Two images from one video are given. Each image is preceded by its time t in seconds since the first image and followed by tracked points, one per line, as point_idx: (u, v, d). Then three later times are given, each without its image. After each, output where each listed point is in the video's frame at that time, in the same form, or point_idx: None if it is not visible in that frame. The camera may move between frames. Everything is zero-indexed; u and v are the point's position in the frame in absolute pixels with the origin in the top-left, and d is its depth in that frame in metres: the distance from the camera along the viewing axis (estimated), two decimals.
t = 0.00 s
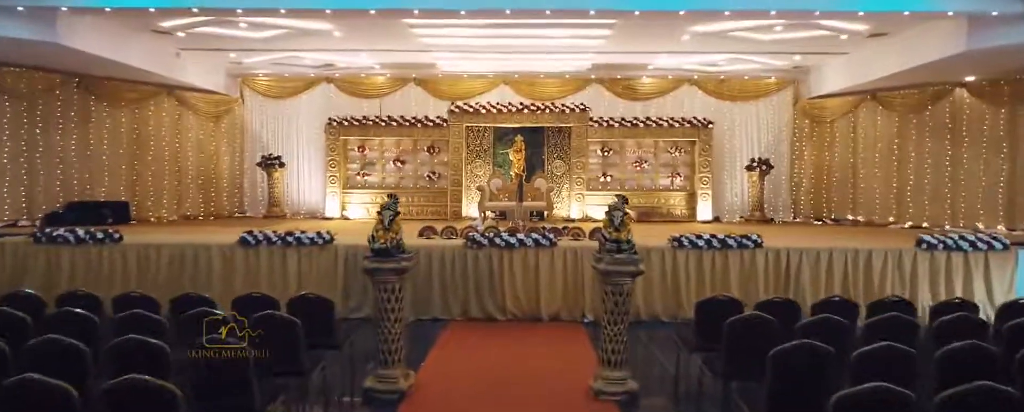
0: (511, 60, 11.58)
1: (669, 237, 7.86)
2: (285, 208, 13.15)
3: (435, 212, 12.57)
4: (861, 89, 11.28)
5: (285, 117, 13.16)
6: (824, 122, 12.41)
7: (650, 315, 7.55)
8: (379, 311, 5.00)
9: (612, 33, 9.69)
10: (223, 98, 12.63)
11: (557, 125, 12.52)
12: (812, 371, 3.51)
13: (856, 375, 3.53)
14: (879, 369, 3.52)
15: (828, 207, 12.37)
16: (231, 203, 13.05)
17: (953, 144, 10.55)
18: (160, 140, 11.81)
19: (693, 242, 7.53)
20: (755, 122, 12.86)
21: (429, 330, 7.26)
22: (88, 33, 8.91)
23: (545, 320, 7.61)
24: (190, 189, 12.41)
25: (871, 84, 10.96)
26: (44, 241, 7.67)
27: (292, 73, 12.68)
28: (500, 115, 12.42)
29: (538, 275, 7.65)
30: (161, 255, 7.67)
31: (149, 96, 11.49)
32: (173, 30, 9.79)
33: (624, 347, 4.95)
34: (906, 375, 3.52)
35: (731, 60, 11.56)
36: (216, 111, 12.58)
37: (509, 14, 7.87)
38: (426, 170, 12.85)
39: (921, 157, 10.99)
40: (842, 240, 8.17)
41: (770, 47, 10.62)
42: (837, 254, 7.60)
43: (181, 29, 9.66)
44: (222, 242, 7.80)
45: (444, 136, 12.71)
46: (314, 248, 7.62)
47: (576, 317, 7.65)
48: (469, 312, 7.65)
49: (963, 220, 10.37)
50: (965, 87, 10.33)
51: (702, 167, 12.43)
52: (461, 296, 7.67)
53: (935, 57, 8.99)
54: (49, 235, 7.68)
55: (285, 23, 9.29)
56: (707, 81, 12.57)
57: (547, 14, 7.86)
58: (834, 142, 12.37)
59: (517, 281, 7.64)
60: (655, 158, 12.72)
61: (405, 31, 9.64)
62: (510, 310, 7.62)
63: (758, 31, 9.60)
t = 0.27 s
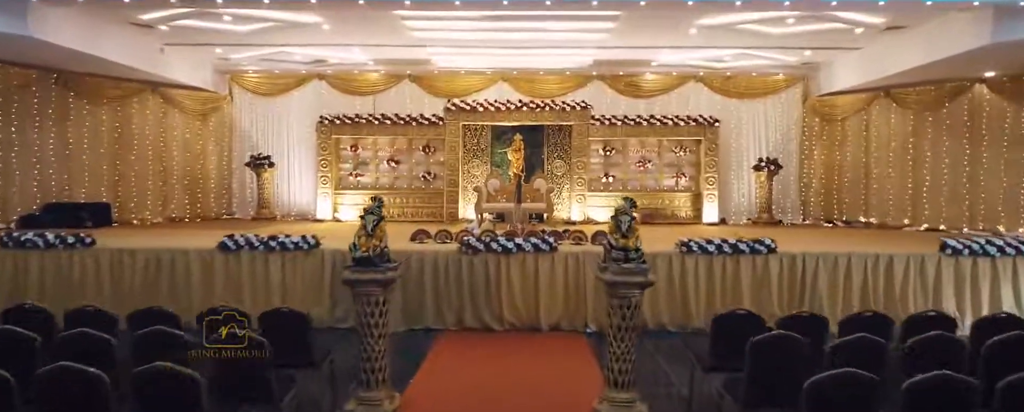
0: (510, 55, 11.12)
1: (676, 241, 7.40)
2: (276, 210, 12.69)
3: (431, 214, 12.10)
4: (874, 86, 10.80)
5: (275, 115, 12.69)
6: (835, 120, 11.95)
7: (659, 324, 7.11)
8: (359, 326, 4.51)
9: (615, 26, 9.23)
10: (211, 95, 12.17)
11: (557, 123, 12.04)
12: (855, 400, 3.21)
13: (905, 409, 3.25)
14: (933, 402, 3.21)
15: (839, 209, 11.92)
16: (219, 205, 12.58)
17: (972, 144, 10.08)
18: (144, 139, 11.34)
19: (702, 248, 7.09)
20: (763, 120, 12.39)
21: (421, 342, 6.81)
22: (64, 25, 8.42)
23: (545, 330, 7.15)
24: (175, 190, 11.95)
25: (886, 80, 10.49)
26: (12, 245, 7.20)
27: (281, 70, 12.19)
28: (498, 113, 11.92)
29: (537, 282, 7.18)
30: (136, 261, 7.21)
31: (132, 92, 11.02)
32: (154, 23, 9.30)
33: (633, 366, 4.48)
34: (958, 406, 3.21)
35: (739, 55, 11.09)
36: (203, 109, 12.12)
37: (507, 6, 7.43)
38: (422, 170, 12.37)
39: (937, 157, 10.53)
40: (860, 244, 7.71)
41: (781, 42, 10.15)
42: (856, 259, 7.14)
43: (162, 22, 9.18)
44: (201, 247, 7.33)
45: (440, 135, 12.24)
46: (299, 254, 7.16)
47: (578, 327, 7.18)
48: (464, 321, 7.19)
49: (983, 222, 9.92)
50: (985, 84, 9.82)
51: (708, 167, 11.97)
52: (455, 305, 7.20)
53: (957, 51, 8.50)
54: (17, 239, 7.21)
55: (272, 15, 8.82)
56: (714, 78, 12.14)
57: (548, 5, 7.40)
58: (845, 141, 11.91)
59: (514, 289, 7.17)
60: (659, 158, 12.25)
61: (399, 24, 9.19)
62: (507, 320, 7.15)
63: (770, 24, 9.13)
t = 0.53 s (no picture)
0: (509, 51, 10.64)
1: (686, 248, 6.91)
2: (265, 212, 12.19)
3: (426, 217, 11.59)
4: (890, 83, 10.30)
5: (264, 114, 12.18)
6: (848, 119, 11.46)
7: (668, 337, 6.61)
8: (337, 348, 4.01)
9: (619, 19, 8.74)
10: (196, 93, 11.66)
11: (557, 122, 11.53)
12: None
13: None
14: None
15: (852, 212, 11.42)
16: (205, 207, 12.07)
17: (994, 144, 9.61)
18: (125, 139, 10.84)
19: (714, 255, 6.57)
20: (772, 119, 11.90)
21: (411, 358, 6.31)
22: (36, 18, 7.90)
23: (545, 344, 6.64)
24: (159, 192, 11.44)
25: (904, 78, 9.99)
26: None
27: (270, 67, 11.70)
28: (496, 111, 11.45)
29: (537, 292, 6.68)
30: (105, 269, 6.71)
31: (111, 91, 10.51)
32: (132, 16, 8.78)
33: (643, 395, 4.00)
34: None
35: (748, 51, 10.60)
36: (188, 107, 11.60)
37: None
38: (416, 171, 11.88)
39: (957, 158, 10.04)
40: (882, 251, 7.22)
41: (793, 37, 9.66)
42: (880, 268, 6.64)
43: (141, 15, 8.66)
44: (176, 254, 6.83)
45: (436, 135, 11.73)
46: (280, 262, 6.66)
47: (581, 340, 6.68)
48: (459, 334, 6.68)
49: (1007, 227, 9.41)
50: (1008, 80, 9.35)
51: (715, 168, 11.47)
52: (449, 317, 6.69)
53: (984, 45, 7.99)
54: None
55: (256, 7, 8.34)
56: (720, 75, 11.66)
57: None
58: (859, 141, 11.41)
59: (512, 300, 6.66)
60: (664, 159, 11.75)
61: (390, 17, 8.70)
62: (504, 333, 6.65)
63: (783, 17, 8.63)
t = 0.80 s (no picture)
0: (507, 47, 10.20)
1: (697, 255, 6.45)
2: (254, 215, 11.74)
3: (422, 219, 11.16)
4: (907, 81, 9.85)
5: (253, 112, 11.73)
6: (860, 118, 11.02)
7: (677, 351, 6.17)
8: (312, 371, 3.63)
9: (623, 12, 8.29)
10: (184, 91, 11.24)
11: (558, 122, 11.08)
12: None
13: None
14: None
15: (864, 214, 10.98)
16: (191, 211, 11.63)
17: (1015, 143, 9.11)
18: (107, 139, 10.39)
19: (727, 262, 6.14)
20: (781, 118, 11.45)
21: (401, 374, 5.86)
22: (7, 10, 7.45)
23: (546, 358, 6.19)
24: (143, 193, 10.99)
25: (921, 75, 9.55)
26: None
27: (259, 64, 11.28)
28: (494, 110, 10.99)
29: (537, 303, 6.23)
30: (75, 277, 6.26)
31: (93, 89, 10.06)
32: (109, 9, 8.32)
33: None
34: None
35: (757, 47, 10.14)
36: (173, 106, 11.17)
37: None
38: (412, 172, 11.42)
39: (977, 158, 9.59)
40: (905, 258, 6.77)
41: (805, 31, 9.20)
42: (905, 277, 6.19)
43: (118, 7, 8.20)
44: (151, 261, 6.38)
45: (432, 134, 11.27)
46: (263, 271, 6.21)
47: (584, 354, 6.24)
48: (453, 348, 6.24)
49: None
50: None
51: (722, 169, 11.02)
52: (443, 329, 6.23)
53: (1009, 39, 7.54)
54: None
55: None
56: (728, 72, 11.24)
57: None
58: (872, 141, 10.95)
59: (512, 312, 6.21)
60: (669, 159, 11.30)
61: (382, 10, 8.25)
62: (502, 346, 6.20)
63: (797, 10, 8.18)
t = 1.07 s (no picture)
0: (505, 41, 9.77)
1: (710, 262, 6.00)
2: (243, 217, 11.29)
3: (417, 221, 10.72)
4: (924, 76, 9.41)
5: (243, 110, 11.29)
6: (874, 116, 10.60)
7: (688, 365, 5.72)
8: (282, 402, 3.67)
9: (627, 4, 7.85)
10: (169, 88, 10.82)
11: (559, 120, 10.63)
12: None
13: None
14: None
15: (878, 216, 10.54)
16: (177, 212, 11.19)
17: None
18: (87, 137, 9.94)
19: (743, 270, 5.70)
20: (791, 115, 11.02)
21: (390, 389, 5.41)
22: None
23: (547, 372, 5.73)
24: (126, 194, 10.54)
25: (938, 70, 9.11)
26: None
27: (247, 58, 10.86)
28: (492, 107, 10.51)
29: (538, 313, 5.79)
30: (40, 284, 5.83)
31: (72, 85, 9.61)
32: None
33: None
34: None
35: (766, 42, 9.71)
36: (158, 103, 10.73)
37: None
38: (407, 172, 10.97)
39: (998, 157, 9.15)
40: (932, 265, 6.33)
41: (819, 24, 8.76)
42: (934, 285, 5.75)
43: None
44: (123, 268, 5.94)
45: (427, 133, 10.80)
46: (242, 278, 5.78)
47: (588, 368, 5.79)
48: (447, 362, 5.79)
49: None
50: None
51: (730, 169, 10.57)
52: (436, 341, 5.78)
53: None
54: None
55: None
56: (736, 68, 10.85)
57: None
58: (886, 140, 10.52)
59: (510, 322, 5.77)
60: (674, 159, 10.86)
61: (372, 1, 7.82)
62: (500, 359, 5.76)
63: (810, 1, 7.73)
